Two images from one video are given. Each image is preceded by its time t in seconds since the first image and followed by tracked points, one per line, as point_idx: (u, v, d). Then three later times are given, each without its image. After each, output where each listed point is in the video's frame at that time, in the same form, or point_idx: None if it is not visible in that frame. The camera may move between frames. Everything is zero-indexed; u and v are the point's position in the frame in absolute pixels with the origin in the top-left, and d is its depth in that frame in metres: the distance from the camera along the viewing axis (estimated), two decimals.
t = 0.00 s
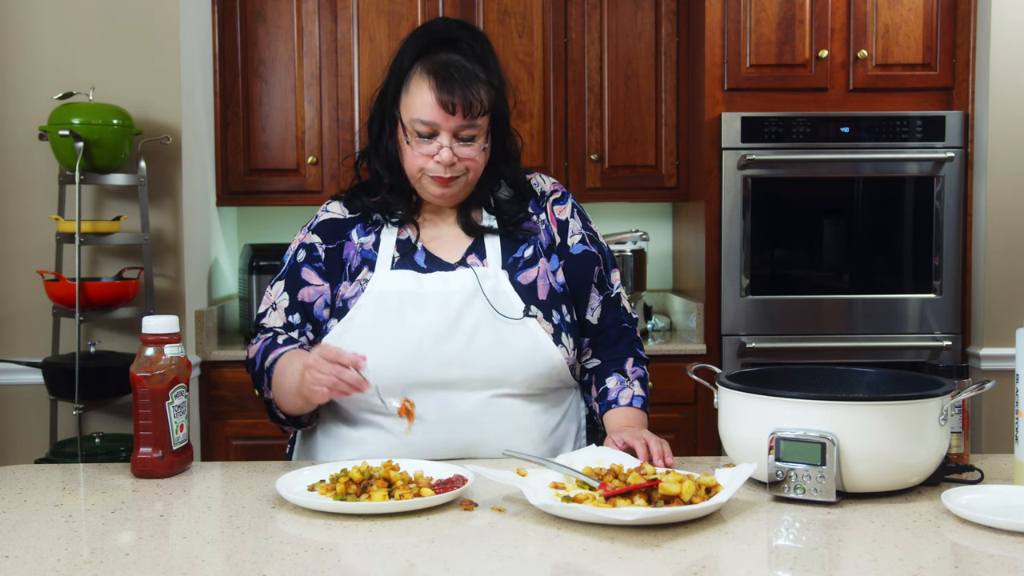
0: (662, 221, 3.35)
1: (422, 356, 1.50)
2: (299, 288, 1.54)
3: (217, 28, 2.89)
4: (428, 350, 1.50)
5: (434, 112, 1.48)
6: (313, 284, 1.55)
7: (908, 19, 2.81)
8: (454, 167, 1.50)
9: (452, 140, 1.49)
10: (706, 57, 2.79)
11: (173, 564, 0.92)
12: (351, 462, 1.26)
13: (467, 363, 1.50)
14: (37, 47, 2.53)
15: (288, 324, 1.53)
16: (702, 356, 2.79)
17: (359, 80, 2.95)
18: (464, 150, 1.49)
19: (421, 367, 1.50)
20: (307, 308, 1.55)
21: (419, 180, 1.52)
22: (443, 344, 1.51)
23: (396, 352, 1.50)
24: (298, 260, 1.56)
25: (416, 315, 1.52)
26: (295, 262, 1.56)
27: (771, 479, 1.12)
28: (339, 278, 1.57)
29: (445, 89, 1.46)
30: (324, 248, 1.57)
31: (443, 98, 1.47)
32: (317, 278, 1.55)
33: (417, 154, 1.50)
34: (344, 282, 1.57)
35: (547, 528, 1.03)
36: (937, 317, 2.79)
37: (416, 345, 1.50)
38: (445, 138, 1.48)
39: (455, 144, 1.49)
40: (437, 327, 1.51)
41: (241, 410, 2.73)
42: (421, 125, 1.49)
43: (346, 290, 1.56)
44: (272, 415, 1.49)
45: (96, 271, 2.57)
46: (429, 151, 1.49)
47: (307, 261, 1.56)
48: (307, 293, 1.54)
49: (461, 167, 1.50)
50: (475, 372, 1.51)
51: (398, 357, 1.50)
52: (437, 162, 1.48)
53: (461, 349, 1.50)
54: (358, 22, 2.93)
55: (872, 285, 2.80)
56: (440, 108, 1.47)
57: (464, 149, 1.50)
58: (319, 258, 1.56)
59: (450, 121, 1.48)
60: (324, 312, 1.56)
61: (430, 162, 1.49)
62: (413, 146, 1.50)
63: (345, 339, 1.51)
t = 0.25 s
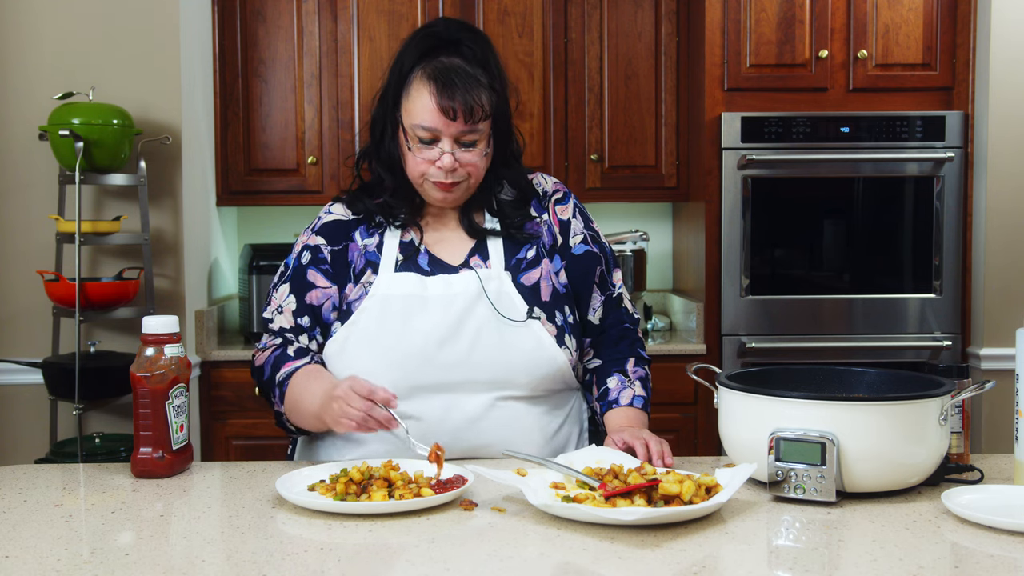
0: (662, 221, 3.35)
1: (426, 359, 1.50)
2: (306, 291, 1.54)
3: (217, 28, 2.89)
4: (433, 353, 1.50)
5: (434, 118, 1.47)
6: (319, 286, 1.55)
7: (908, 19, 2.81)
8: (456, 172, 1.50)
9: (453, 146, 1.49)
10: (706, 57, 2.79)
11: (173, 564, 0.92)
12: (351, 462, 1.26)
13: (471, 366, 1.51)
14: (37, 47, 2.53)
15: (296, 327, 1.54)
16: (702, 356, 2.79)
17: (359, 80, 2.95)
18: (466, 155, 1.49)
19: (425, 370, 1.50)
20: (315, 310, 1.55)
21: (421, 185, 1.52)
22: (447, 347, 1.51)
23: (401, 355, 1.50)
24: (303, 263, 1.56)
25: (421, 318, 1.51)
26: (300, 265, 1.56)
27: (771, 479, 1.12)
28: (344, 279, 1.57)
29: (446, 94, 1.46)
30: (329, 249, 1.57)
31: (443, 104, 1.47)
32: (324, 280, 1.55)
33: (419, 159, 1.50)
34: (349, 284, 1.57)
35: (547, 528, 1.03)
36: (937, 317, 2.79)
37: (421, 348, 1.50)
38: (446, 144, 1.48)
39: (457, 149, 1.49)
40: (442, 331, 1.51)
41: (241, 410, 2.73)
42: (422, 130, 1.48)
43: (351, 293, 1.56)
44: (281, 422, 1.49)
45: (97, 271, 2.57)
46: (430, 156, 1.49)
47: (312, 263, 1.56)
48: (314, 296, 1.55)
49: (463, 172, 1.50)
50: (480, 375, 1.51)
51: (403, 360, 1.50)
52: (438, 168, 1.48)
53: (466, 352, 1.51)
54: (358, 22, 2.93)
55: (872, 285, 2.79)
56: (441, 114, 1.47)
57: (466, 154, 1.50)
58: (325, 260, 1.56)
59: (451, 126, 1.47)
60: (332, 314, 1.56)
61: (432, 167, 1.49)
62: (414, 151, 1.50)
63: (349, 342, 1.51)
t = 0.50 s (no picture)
0: (662, 221, 3.35)
1: (428, 360, 1.50)
2: (311, 292, 1.55)
3: (217, 28, 2.89)
4: (435, 354, 1.50)
5: (436, 118, 1.47)
6: (324, 288, 1.55)
7: (908, 19, 2.81)
8: (457, 173, 1.50)
9: (454, 147, 1.49)
10: (706, 57, 2.79)
11: (173, 564, 0.92)
12: (351, 462, 1.26)
13: (473, 367, 1.51)
14: (37, 47, 2.53)
15: (303, 329, 1.55)
16: (702, 356, 2.79)
17: (359, 80, 2.95)
18: (467, 156, 1.49)
19: (427, 371, 1.50)
20: (321, 311, 1.56)
21: (423, 186, 1.52)
22: (449, 348, 1.51)
23: (403, 356, 1.50)
24: (307, 264, 1.56)
25: (422, 319, 1.51)
26: (304, 266, 1.56)
27: (771, 479, 1.12)
28: (348, 279, 1.57)
29: (447, 94, 1.46)
30: (333, 249, 1.57)
31: (445, 104, 1.47)
32: (329, 281, 1.55)
33: (420, 160, 1.50)
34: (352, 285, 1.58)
35: (547, 528, 1.03)
36: (937, 317, 2.79)
37: (423, 349, 1.50)
38: (447, 145, 1.48)
39: (458, 150, 1.49)
40: (443, 331, 1.50)
41: (241, 410, 2.73)
42: (423, 131, 1.48)
43: (355, 294, 1.57)
44: (285, 424, 1.49)
45: (97, 271, 2.57)
46: (431, 157, 1.49)
47: (316, 264, 1.56)
48: (320, 297, 1.55)
49: (464, 173, 1.50)
50: (482, 376, 1.51)
51: (405, 360, 1.50)
52: (440, 169, 1.48)
53: (468, 353, 1.50)
54: (358, 22, 2.93)
55: (872, 285, 2.79)
56: (442, 115, 1.47)
57: (467, 155, 1.50)
58: (329, 261, 1.56)
59: (452, 127, 1.47)
60: (338, 315, 1.57)
61: (433, 168, 1.49)
62: (415, 152, 1.50)
63: (351, 343, 1.51)
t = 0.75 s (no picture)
0: (662, 221, 3.35)
1: (428, 360, 1.50)
2: (309, 292, 1.54)
3: (218, 28, 2.89)
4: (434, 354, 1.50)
5: (437, 118, 1.47)
6: (323, 288, 1.55)
7: (908, 19, 2.81)
8: (458, 172, 1.50)
9: (456, 146, 1.49)
10: (706, 57, 2.79)
11: (173, 564, 0.92)
12: (351, 462, 1.26)
13: (473, 367, 1.50)
14: (37, 47, 2.53)
15: (300, 329, 1.54)
16: (702, 356, 2.79)
17: (359, 81, 2.95)
18: (468, 155, 1.49)
19: (427, 371, 1.50)
20: (318, 312, 1.55)
21: (424, 186, 1.52)
22: (449, 348, 1.50)
23: (403, 356, 1.50)
24: (307, 264, 1.56)
25: (423, 319, 1.51)
26: (303, 266, 1.56)
27: (771, 479, 1.12)
28: (347, 280, 1.57)
29: (448, 94, 1.46)
30: (332, 250, 1.56)
31: (446, 104, 1.47)
32: (327, 281, 1.55)
33: (421, 160, 1.50)
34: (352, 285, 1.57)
35: (547, 528, 1.03)
36: (937, 317, 2.79)
37: (423, 349, 1.50)
38: (449, 144, 1.48)
39: (459, 149, 1.49)
40: (444, 331, 1.51)
41: (241, 410, 2.73)
42: (424, 130, 1.48)
43: (354, 293, 1.57)
44: (283, 422, 1.49)
45: (97, 271, 2.57)
46: (433, 156, 1.49)
47: (315, 264, 1.56)
48: (318, 298, 1.55)
49: (465, 173, 1.50)
50: (482, 376, 1.51)
51: (405, 360, 1.50)
52: (441, 169, 1.48)
53: (468, 353, 1.50)
54: (358, 22, 2.93)
55: (872, 285, 2.79)
56: (443, 114, 1.47)
57: (468, 154, 1.50)
58: (328, 261, 1.56)
59: (453, 126, 1.47)
60: (336, 315, 1.56)
61: (434, 168, 1.49)
62: (417, 151, 1.50)
63: (351, 343, 1.51)
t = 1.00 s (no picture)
0: (662, 221, 3.35)
1: (426, 360, 1.50)
2: (302, 292, 1.55)
3: (217, 28, 2.89)
4: (433, 353, 1.50)
5: (438, 116, 1.47)
6: (316, 288, 1.55)
7: (908, 19, 2.81)
8: (459, 171, 1.50)
9: (456, 144, 1.49)
10: (706, 57, 2.79)
11: (174, 564, 0.92)
12: (351, 462, 1.26)
13: (471, 366, 1.50)
14: (37, 47, 2.53)
15: (291, 328, 1.54)
16: (702, 356, 2.79)
17: (359, 81, 2.95)
18: (469, 154, 1.49)
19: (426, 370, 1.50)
20: (310, 312, 1.55)
21: (425, 185, 1.52)
22: (448, 347, 1.50)
23: (402, 356, 1.50)
24: (303, 264, 1.56)
25: (421, 318, 1.51)
26: (299, 266, 1.56)
27: (771, 479, 1.12)
28: (344, 280, 1.57)
29: (449, 92, 1.46)
30: (329, 251, 1.57)
31: (447, 102, 1.47)
32: (320, 282, 1.55)
33: (422, 158, 1.50)
34: (349, 285, 1.57)
35: (547, 528, 1.03)
36: (937, 317, 2.79)
37: (421, 348, 1.50)
38: (450, 142, 1.48)
39: (460, 148, 1.49)
40: (443, 331, 1.50)
41: (241, 410, 2.73)
42: (425, 129, 1.48)
43: (351, 294, 1.56)
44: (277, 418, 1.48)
45: (96, 271, 2.57)
46: (433, 155, 1.49)
47: (311, 264, 1.56)
48: (310, 297, 1.55)
49: (466, 172, 1.50)
50: (481, 375, 1.50)
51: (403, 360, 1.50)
52: (442, 167, 1.48)
53: (466, 353, 1.50)
54: (358, 22, 2.93)
55: (872, 285, 2.79)
56: (444, 112, 1.47)
57: (469, 153, 1.49)
58: (324, 262, 1.56)
59: (454, 124, 1.47)
60: (329, 315, 1.56)
61: (435, 166, 1.49)
62: (418, 150, 1.50)
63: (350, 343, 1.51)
